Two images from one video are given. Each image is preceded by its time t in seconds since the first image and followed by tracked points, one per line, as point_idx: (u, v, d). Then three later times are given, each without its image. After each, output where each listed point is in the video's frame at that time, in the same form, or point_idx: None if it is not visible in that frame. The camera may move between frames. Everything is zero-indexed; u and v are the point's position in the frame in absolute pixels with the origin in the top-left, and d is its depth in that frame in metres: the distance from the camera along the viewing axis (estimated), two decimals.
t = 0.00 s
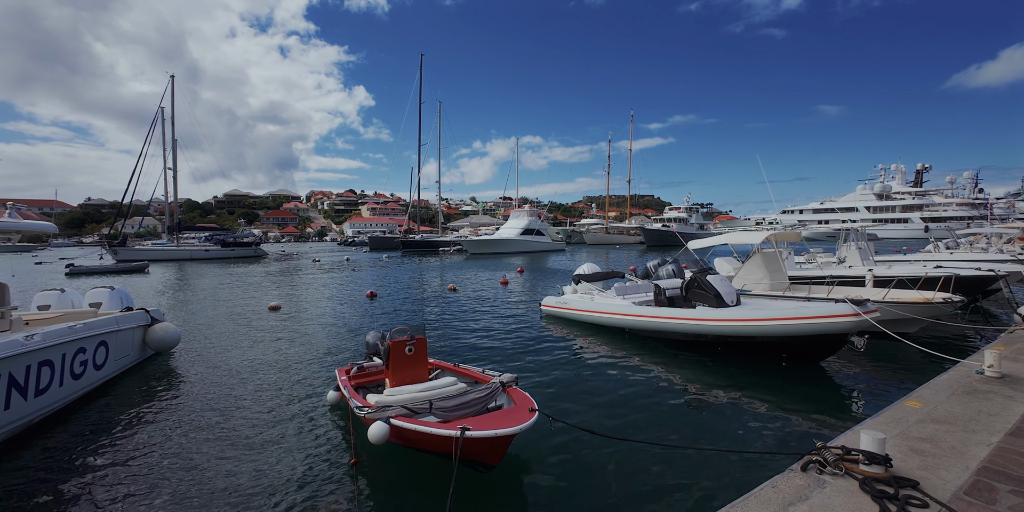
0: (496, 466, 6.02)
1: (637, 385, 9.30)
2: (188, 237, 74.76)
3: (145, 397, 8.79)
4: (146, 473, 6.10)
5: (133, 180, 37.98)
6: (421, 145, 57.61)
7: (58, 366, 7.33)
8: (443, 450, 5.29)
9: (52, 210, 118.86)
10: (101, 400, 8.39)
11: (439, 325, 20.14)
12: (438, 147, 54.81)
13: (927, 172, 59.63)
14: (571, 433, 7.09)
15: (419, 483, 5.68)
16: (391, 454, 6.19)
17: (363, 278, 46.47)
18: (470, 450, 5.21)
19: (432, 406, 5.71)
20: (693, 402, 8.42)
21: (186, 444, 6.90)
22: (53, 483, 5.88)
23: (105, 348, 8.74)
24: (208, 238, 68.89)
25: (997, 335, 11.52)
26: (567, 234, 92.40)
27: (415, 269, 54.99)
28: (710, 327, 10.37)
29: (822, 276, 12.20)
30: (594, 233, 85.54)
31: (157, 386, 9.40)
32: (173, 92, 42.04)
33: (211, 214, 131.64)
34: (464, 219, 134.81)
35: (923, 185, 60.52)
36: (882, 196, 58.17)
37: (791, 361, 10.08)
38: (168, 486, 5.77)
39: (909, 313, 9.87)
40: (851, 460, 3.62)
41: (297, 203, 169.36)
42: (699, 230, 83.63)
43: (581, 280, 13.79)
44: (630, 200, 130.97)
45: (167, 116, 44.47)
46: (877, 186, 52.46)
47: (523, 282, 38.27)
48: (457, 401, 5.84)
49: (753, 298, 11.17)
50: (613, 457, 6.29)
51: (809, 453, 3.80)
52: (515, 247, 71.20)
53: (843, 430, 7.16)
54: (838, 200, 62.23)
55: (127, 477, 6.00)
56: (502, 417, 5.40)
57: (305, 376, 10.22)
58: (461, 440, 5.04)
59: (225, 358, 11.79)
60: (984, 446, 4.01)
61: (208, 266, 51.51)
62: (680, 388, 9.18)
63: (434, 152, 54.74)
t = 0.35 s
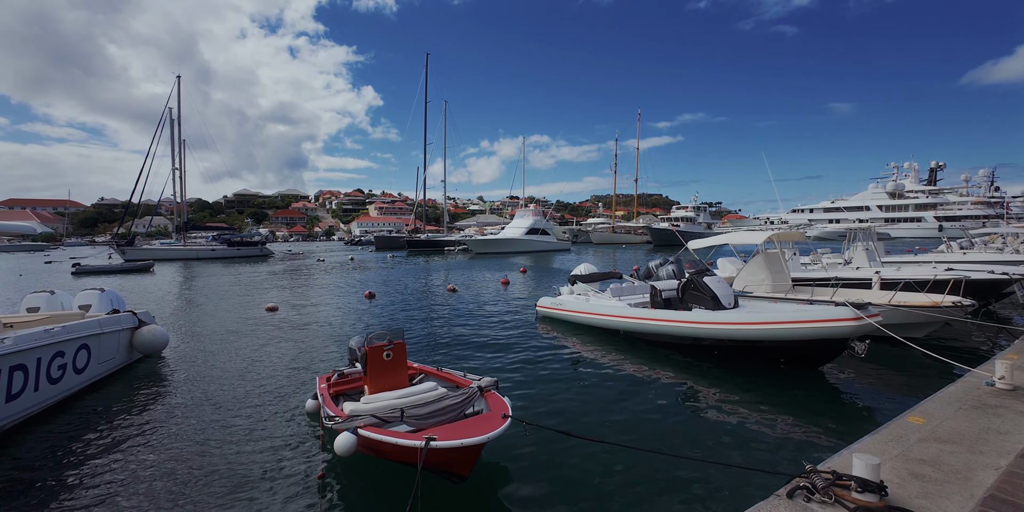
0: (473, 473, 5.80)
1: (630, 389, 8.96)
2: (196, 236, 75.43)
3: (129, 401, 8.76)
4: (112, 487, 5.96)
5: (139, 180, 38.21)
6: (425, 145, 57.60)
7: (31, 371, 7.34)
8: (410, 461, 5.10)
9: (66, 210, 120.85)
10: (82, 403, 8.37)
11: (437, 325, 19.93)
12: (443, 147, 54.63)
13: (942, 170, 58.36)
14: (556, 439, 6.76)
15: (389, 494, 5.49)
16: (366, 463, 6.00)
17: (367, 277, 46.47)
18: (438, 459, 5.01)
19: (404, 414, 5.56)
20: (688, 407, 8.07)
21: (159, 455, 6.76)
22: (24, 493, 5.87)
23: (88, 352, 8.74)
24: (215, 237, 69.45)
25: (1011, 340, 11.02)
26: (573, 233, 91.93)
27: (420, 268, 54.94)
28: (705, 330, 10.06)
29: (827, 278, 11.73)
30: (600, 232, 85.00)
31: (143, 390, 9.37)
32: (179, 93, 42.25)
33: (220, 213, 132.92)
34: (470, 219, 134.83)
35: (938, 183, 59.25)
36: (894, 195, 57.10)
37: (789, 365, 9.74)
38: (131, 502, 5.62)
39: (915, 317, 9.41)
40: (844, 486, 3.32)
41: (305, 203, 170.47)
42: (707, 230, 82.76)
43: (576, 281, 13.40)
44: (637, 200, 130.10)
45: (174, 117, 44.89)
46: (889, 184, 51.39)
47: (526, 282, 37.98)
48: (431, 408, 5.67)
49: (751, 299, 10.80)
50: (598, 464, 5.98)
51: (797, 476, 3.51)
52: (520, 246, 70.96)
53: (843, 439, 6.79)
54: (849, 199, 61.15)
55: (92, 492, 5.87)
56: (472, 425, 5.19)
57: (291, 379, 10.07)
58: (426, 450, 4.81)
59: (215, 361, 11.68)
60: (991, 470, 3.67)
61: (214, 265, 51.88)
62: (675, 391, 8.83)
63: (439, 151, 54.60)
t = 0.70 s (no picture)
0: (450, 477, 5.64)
1: (623, 393, 8.66)
2: (207, 235, 76.20)
3: (115, 398, 8.77)
4: (82, 485, 5.88)
5: (149, 180, 38.56)
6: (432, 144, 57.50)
7: (12, 370, 7.37)
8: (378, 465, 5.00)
9: (83, 209, 123.15)
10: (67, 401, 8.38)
11: (437, 325, 19.75)
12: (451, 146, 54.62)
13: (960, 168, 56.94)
14: (540, 446, 6.50)
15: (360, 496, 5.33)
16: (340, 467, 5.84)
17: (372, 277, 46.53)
18: (404, 465, 4.90)
19: (376, 416, 5.42)
20: (682, 413, 7.76)
21: (136, 454, 6.67)
22: None
23: (74, 351, 8.77)
24: (225, 237, 70.09)
25: None
26: (582, 233, 91.45)
27: (426, 268, 55.00)
28: (701, 330, 9.79)
29: (832, 279, 11.30)
30: (608, 232, 84.37)
31: (132, 387, 9.41)
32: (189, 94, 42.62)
33: (231, 212, 134.39)
34: (478, 218, 134.86)
35: (955, 182, 57.84)
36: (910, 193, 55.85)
37: (786, 366, 9.43)
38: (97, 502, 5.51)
39: (923, 319, 9.01)
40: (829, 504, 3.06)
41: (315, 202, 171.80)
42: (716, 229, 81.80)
43: (573, 279, 13.06)
44: (646, 198, 129.05)
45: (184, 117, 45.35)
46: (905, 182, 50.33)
47: (531, 282, 37.68)
48: (405, 411, 5.54)
49: (750, 298, 10.48)
50: (581, 472, 5.71)
51: (781, 491, 3.28)
52: (527, 246, 70.73)
53: (843, 449, 6.45)
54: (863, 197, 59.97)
55: (64, 488, 5.85)
56: (442, 429, 5.08)
57: (278, 380, 9.99)
58: (391, 453, 4.70)
59: (206, 360, 11.62)
60: (997, 488, 3.36)
61: (223, 264, 52.37)
62: (670, 395, 8.52)
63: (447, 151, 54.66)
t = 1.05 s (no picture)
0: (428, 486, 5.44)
1: (617, 401, 8.35)
2: (220, 235, 77.29)
3: (107, 400, 8.89)
4: (56, 491, 5.88)
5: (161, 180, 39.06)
6: (440, 143, 57.39)
7: None
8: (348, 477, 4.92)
9: (103, 210, 125.97)
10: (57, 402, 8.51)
11: (439, 326, 19.65)
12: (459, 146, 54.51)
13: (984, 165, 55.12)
14: (524, 459, 6.23)
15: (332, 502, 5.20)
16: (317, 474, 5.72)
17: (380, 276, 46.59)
18: (374, 479, 4.82)
19: (351, 424, 5.21)
20: (677, 424, 7.43)
21: (115, 460, 6.68)
22: None
23: (64, 352, 8.93)
24: (238, 236, 70.99)
25: None
26: (592, 232, 90.79)
27: (434, 267, 55.03)
28: (699, 335, 9.51)
29: (841, 281, 10.83)
30: (619, 231, 83.62)
31: (125, 388, 9.54)
32: (200, 95, 43.11)
33: (245, 212, 136.22)
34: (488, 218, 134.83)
35: (978, 179, 56.04)
36: (930, 192, 54.27)
37: (787, 373, 9.11)
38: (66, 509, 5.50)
39: (934, 324, 8.59)
40: None
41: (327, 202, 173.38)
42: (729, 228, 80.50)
43: (571, 280, 12.81)
44: (657, 198, 127.65)
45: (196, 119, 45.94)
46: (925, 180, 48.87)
47: (537, 282, 37.39)
48: (382, 419, 5.35)
49: (751, 301, 10.15)
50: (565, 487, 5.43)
51: None
52: (536, 245, 70.41)
53: (845, 466, 6.08)
54: (881, 196, 58.44)
55: (46, 489, 5.96)
56: (414, 443, 4.97)
57: (270, 382, 9.93)
58: (358, 467, 4.65)
59: (202, 360, 11.67)
60: None
61: (235, 264, 53.00)
62: (666, 404, 8.20)
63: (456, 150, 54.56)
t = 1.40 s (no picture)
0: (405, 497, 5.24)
1: (611, 406, 8.06)
2: (236, 234, 78.60)
3: (102, 399, 9.02)
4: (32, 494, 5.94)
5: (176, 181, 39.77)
6: (450, 142, 57.33)
7: None
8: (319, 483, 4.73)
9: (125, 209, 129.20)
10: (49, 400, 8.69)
11: (442, 325, 19.54)
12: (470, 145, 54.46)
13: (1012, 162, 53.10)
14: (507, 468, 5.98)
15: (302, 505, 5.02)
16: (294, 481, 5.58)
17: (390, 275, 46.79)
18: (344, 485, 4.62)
19: (326, 427, 5.03)
20: (672, 432, 7.10)
21: (94, 463, 6.71)
22: None
23: (58, 349, 9.12)
24: (254, 235, 72.13)
25: None
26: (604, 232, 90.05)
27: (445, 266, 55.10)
28: (701, 337, 9.16)
29: (851, 282, 10.37)
30: (631, 230, 82.79)
31: (121, 386, 9.66)
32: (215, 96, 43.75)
33: (261, 212, 138.42)
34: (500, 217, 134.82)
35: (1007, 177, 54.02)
36: (954, 189, 52.48)
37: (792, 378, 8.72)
38: None
39: (948, 328, 8.14)
40: None
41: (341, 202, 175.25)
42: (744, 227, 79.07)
43: (572, 279, 12.53)
44: (671, 196, 125.97)
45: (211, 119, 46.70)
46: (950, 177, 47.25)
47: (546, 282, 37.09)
48: (358, 423, 5.17)
49: (756, 302, 9.77)
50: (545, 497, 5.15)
51: None
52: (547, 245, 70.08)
53: (849, 480, 5.69)
54: (902, 194, 56.72)
55: (30, 489, 6.05)
56: (388, 448, 4.78)
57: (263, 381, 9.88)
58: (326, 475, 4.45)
59: (200, 359, 11.72)
60: None
61: (249, 263, 53.77)
62: (662, 410, 7.87)
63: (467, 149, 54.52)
